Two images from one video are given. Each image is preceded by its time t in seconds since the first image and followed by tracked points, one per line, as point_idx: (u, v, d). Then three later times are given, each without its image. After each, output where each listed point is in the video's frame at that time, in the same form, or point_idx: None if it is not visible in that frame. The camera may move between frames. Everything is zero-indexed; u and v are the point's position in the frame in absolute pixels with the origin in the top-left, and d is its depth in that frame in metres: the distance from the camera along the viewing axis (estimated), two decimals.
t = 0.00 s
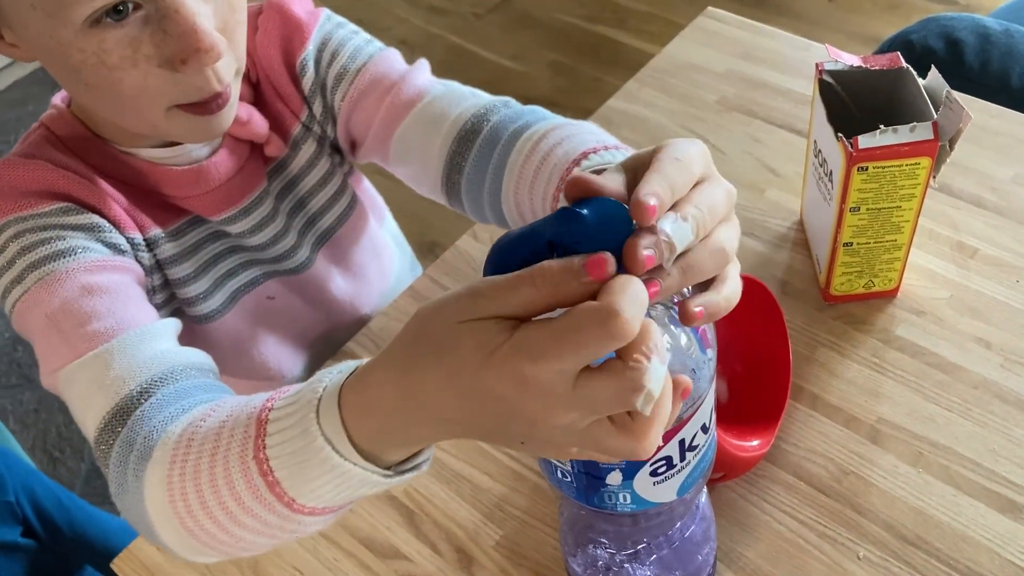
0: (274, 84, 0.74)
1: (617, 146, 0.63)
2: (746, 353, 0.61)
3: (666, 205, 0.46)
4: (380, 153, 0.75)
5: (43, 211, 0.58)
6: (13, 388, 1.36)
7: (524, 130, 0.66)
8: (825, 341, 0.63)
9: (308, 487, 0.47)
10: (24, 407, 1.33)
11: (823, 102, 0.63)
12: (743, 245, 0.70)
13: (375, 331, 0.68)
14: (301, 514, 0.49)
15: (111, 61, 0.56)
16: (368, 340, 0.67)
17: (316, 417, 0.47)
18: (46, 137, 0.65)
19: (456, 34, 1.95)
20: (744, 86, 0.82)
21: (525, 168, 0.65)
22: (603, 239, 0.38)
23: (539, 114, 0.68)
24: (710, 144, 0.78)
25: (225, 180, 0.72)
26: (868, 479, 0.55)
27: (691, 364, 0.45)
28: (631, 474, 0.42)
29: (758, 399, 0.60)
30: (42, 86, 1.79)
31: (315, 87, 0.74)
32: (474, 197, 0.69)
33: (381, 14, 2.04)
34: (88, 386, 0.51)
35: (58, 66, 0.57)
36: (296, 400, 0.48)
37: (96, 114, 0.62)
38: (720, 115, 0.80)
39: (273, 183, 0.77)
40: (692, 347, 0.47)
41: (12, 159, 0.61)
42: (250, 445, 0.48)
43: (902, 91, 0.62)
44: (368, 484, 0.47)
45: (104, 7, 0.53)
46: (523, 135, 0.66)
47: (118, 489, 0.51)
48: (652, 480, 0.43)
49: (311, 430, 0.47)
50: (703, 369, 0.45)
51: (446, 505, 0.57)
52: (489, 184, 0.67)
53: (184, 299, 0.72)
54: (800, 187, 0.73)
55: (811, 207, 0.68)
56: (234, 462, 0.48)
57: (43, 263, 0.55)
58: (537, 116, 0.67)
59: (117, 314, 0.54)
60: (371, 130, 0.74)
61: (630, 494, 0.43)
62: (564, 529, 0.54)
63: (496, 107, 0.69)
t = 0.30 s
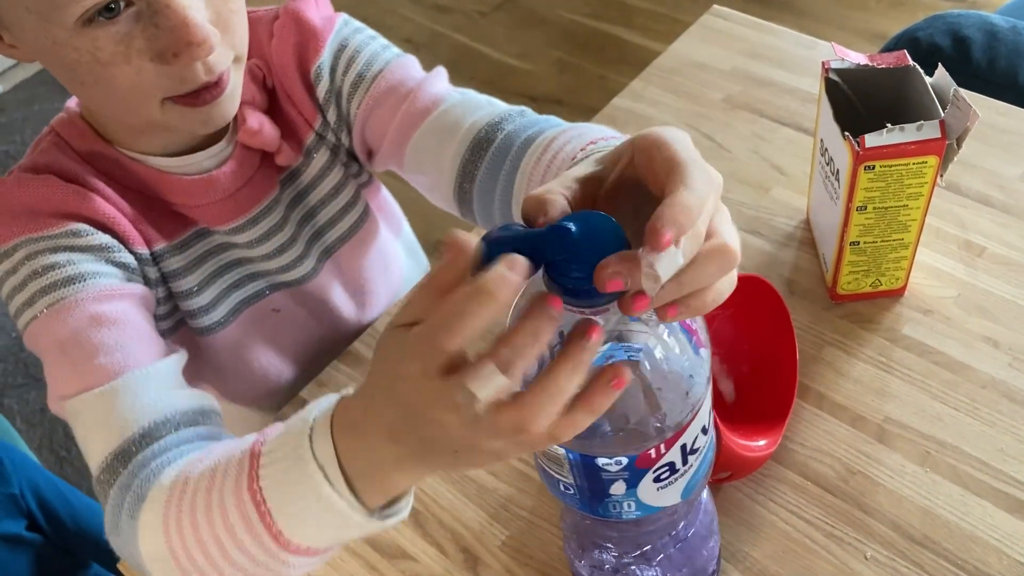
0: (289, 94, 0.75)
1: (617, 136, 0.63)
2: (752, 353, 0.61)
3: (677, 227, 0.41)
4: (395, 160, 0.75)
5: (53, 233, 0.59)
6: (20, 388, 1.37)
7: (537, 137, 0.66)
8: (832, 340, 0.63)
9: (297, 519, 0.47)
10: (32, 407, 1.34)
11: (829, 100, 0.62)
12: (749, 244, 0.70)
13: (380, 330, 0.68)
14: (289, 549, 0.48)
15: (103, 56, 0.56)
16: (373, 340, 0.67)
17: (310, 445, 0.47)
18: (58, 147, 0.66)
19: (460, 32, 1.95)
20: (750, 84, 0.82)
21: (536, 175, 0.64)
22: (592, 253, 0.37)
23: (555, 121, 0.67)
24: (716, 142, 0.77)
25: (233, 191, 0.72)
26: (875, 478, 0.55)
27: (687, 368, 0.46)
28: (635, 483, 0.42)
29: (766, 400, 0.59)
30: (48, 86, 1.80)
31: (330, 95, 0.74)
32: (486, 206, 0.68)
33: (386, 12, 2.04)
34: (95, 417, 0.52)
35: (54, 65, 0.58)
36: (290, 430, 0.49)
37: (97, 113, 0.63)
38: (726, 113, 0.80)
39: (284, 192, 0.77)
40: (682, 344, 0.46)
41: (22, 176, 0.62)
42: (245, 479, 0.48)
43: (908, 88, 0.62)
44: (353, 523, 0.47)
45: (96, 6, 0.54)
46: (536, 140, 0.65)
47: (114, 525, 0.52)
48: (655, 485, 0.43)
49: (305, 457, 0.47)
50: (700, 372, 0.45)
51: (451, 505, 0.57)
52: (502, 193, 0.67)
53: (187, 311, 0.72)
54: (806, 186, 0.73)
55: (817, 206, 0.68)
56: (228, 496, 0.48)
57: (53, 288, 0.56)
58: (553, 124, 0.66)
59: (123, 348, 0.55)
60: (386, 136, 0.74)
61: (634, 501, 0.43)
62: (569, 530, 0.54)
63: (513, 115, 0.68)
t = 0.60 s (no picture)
0: (293, 102, 0.74)
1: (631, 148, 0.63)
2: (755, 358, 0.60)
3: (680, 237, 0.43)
4: (399, 168, 0.75)
5: (54, 248, 0.60)
6: (26, 387, 1.37)
7: (545, 146, 0.66)
8: (834, 339, 0.63)
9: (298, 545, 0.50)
10: (38, 407, 1.34)
11: (831, 98, 0.62)
12: (751, 243, 0.70)
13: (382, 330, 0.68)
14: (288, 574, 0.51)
15: (93, 55, 0.57)
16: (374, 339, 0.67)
17: (318, 477, 0.49)
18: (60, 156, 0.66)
19: (463, 30, 1.95)
20: (752, 82, 0.82)
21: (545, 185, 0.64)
22: (606, 250, 0.38)
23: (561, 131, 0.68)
24: (718, 141, 0.77)
25: (234, 199, 0.72)
26: (876, 477, 0.55)
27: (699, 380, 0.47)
28: (625, 488, 0.42)
29: (767, 403, 0.59)
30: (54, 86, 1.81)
31: (335, 102, 0.74)
32: (492, 215, 0.69)
33: (389, 11, 2.04)
34: (99, 433, 0.54)
35: (48, 65, 0.59)
36: (296, 460, 0.51)
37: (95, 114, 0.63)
38: (728, 111, 0.80)
39: (285, 199, 0.77)
40: (702, 360, 0.49)
41: (23, 189, 0.63)
42: (251, 509, 0.50)
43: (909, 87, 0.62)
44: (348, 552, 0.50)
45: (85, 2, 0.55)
46: (544, 148, 0.65)
47: (120, 540, 0.53)
48: (648, 495, 0.43)
49: (313, 489, 0.49)
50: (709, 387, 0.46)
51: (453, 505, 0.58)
52: (508, 200, 0.67)
53: (188, 319, 0.73)
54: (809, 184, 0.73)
55: (819, 205, 0.67)
56: (234, 523, 0.50)
57: (56, 304, 0.57)
58: (559, 133, 0.67)
59: (126, 366, 0.56)
60: (391, 144, 0.74)
61: (625, 507, 0.43)
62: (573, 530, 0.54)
63: (518, 124, 0.68)
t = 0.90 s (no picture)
0: (301, 104, 0.74)
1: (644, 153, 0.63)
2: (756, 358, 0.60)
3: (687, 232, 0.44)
4: (409, 171, 0.75)
5: (59, 247, 0.60)
6: (30, 386, 1.37)
7: (558, 150, 0.65)
8: (835, 339, 0.62)
9: (286, 547, 0.50)
10: (41, 406, 1.35)
11: (831, 98, 0.62)
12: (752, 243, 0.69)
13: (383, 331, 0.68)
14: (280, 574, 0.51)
15: (94, 54, 0.57)
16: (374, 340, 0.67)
17: (300, 477, 0.49)
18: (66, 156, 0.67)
19: (465, 29, 1.95)
20: (753, 81, 0.82)
21: (557, 189, 0.64)
22: (623, 249, 0.38)
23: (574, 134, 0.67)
24: (720, 140, 0.77)
25: (241, 200, 0.72)
26: (877, 478, 0.55)
27: (706, 376, 0.47)
28: (637, 487, 0.42)
29: (767, 403, 0.59)
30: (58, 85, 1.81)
31: (345, 105, 0.74)
32: (503, 218, 0.68)
33: (391, 9, 2.04)
34: (104, 432, 0.54)
35: (49, 64, 0.59)
36: (280, 459, 0.51)
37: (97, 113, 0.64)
38: (729, 110, 0.80)
39: (292, 201, 0.77)
40: (709, 357, 0.49)
41: (29, 190, 0.63)
42: (236, 510, 0.50)
43: (911, 85, 0.62)
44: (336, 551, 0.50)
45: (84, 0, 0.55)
46: (558, 152, 0.65)
47: (120, 535, 0.54)
48: (659, 494, 0.43)
49: (297, 489, 0.49)
50: (718, 383, 0.46)
51: (453, 506, 0.57)
52: (521, 204, 0.66)
53: (195, 320, 0.73)
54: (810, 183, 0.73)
55: (820, 204, 0.67)
56: (222, 521, 0.50)
57: (61, 303, 0.57)
58: (573, 137, 0.66)
59: (129, 364, 0.56)
60: (403, 147, 0.74)
61: (635, 506, 0.43)
62: (575, 531, 0.54)
63: (531, 128, 0.68)
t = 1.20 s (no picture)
0: (312, 104, 0.74)
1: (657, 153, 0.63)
2: (756, 356, 0.61)
3: (687, 227, 0.44)
4: (422, 171, 0.76)
5: (71, 247, 0.60)
6: (33, 385, 1.38)
7: (571, 150, 0.66)
8: (837, 336, 0.63)
9: (289, 554, 0.50)
10: (44, 405, 1.35)
11: (833, 97, 0.62)
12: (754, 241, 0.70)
13: (386, 329, 0.68)
14: None
15: (102, 52, 0.57)
16: (378, 338, 0.67)
17: (290, 487, 0.49)
18: (77, 156, 0.67)
19: (467, 28, 1.95)
20: (755, 80, 0.82)
21: (571, 188, 0.64)
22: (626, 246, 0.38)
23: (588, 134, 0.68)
24: (722, 139, 0.77)
25: (250, 200, 0.72)
26: (879, 475, 0.55)
27: (707, 374, 0.47)
28: (638, 484, 0.42)
29: (769, 401, 0.59)
30: (61, 83, 1.82)
31: (357, 106, 0.74)
32: (517, 218, 0.68)
33: (393, 9, 2.05)
34: (115, 432, 0.54)
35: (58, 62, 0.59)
36: (272, 469, 0.50)
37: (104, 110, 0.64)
38: (731, 109, 0.80)
39: (302, 201, 0.77)
40: (711, 354, 0.49)
41: (40, 190, 0.63)
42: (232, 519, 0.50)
43: (911, 84, 0.62)
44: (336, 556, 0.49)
45: None
46: (571, 152, 0.65)
47: (132, 538, 0.54)
48: (660, 490, 0.43)
49: (288, 500, 0.49)
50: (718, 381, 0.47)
51: (456, 503, 0.58)
52: (534, 204, 0.67)
53: (203, 319, 0.73)
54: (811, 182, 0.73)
55: (822, 202, 0.67)
56: (221, 529, 0.50)
57: (72, 303, 0.58)
58: (586, 136, 0.67)
59: (140, 364, 0.56)
60: (416, 148, 0.74)
61: (637, 502, 0.43)
62: (576, 527, 0.55)
63: (545, 128, 0.69)
